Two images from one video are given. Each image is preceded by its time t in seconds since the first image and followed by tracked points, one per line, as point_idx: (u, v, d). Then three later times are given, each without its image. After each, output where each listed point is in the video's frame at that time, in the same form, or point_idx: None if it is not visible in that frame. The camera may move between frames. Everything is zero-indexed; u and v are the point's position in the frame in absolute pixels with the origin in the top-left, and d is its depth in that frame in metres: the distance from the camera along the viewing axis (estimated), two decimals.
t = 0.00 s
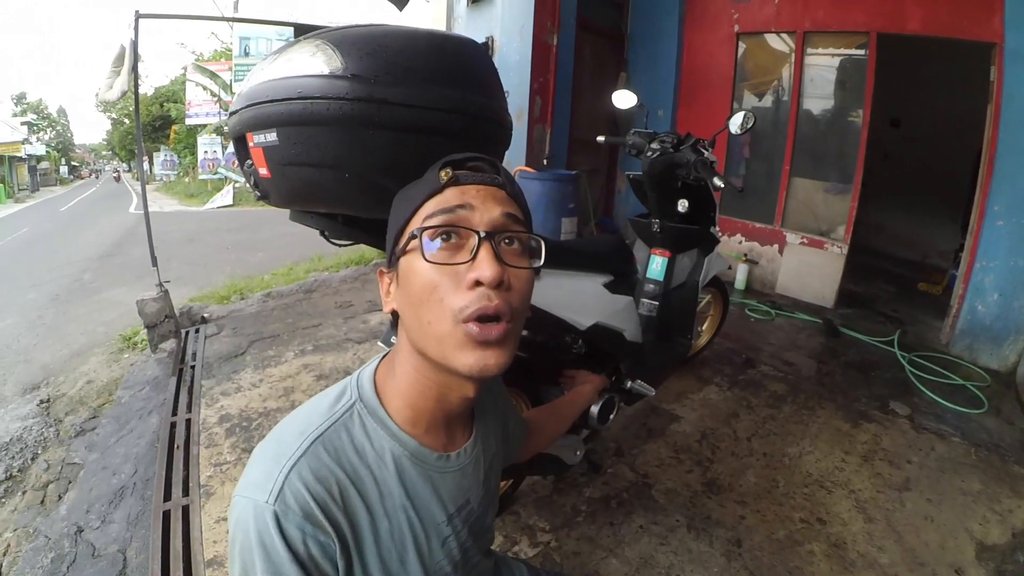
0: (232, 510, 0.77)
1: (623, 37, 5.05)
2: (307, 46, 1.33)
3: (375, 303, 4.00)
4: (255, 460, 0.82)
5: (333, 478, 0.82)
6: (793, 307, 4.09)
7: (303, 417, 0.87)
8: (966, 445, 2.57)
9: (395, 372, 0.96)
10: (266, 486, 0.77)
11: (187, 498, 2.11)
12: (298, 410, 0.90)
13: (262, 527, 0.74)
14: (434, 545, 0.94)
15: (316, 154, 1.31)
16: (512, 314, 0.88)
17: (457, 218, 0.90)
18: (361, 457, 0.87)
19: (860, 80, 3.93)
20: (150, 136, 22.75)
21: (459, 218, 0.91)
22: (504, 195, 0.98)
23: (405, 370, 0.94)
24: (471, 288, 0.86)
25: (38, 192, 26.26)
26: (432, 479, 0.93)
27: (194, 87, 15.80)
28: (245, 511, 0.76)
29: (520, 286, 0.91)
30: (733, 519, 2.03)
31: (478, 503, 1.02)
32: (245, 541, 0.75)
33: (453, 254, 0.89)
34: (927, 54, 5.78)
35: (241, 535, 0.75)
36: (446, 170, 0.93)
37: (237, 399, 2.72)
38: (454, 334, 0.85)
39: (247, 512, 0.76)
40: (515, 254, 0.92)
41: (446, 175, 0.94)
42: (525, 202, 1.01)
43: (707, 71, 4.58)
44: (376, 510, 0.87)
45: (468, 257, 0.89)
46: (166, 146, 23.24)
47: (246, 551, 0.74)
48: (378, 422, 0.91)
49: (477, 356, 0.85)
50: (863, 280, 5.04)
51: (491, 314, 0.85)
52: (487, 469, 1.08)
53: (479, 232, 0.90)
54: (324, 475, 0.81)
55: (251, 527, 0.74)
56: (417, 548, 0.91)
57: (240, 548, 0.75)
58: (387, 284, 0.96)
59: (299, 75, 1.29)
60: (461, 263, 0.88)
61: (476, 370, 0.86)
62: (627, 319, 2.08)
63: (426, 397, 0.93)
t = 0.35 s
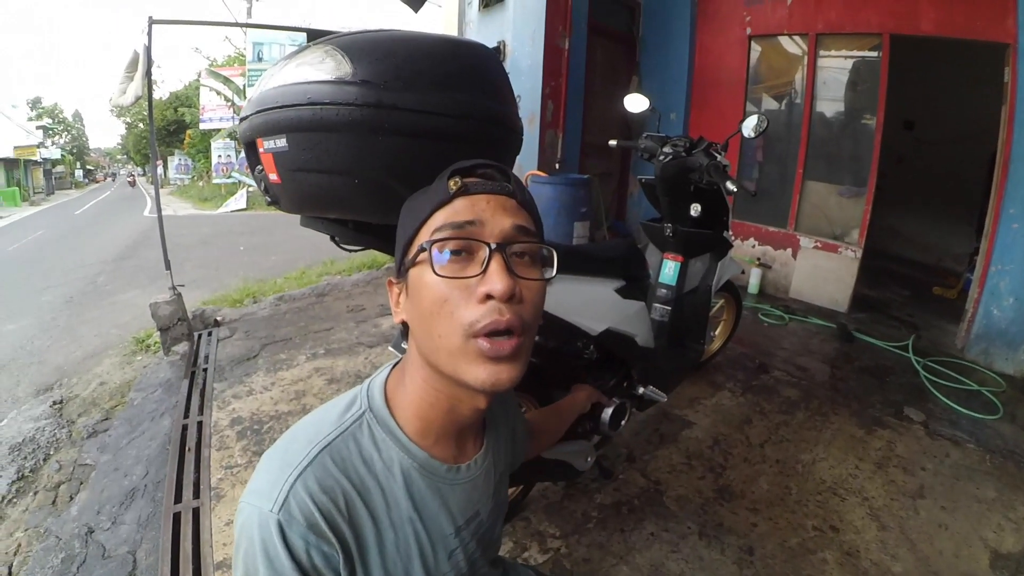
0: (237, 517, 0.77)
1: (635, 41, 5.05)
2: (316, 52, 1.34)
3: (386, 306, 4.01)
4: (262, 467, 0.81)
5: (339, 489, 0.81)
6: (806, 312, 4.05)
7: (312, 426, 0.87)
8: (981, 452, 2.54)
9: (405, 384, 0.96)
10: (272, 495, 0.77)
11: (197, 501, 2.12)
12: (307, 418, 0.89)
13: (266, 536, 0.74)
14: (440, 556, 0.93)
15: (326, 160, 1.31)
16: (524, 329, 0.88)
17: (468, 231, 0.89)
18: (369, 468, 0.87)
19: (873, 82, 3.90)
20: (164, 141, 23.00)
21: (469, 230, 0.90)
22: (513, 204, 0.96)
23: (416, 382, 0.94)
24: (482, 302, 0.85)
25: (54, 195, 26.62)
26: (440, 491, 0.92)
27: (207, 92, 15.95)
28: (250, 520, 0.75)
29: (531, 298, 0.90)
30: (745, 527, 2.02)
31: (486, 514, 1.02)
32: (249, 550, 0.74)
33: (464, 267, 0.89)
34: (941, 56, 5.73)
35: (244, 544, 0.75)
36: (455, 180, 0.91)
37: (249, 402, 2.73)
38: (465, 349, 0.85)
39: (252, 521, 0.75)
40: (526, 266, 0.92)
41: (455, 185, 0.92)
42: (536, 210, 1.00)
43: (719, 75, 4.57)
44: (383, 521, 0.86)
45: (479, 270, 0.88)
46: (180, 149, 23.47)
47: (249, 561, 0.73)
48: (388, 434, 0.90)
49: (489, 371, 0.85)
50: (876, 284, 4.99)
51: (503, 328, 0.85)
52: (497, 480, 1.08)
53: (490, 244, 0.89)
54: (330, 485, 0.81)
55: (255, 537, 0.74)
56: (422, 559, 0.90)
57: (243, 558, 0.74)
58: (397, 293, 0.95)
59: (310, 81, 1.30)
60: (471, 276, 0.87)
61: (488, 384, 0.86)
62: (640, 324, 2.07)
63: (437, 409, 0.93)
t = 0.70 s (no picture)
0: (237, 522, 0.78)
1: (635, 43, 5.05)
2: (317, 59, 1.35)
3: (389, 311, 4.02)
4: (261, 474, 0.82)
5: (336, 495, 0.82)
6: (810, 313, 4.05)
7: (309, 433, 0.88)
8: (986, 451, 2.53)
9: (400, 390, 0.96)
10: (270, 501, 0.77)
11: (201, 505, 2.13)
12: (305, 424, 0.90)
13: (262, 542, 0.74)
14: (439, 560, 0.94)
15: (328, 166, 1.32)
16: (514, 321, 0.88)
17: (449, 232, 0.90)
18: (366, 473, 0.87)
19: (874, 82, 3.90)
20: (166, 147, 23.06)
21: (450, 231, 0.91)
22: (492, 201, 0.97)
23: (411, 387, 0.94)
24: (471, 299, 0.86)
25: (57, 202, 26.71)
26: (438, 496, 0.93)
27: (209, 98, 16.00)
28: (249, 525, 0.76)
29: (518, 292, 0.91)
30: (749, 529, 2.02)
31: (487, 519, 1.02)
32: (247, 555, 0.75)
33: (449, 267, 0.89)
34: (942, 55, 5.72)
35: (243, 549, 0.76)
36: (432, 184, 0.91)
37: (252, 407, 2.74)
38: (458, 347, 0.86)
39: (250, 526, 0.76)
40: (510, 261, 0.93)
41: (431, 189, 0.93)
42: (514, 207, 1.01)
43: (720, 76, 4.57)
44: (381, 526, 0.87)
45: (465, 268, 0.89)
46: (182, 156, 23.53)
47: (248, 565, 0.74)
48: (384, 438, 0.90)
49: (484, 367, 0.86)
50: (879, 285, 4.99)
51: (494, 323, 0.86)
52: (498, 483, 1.08)
53: (472, 242, 0.90)
54: (327, 491, 0.81)
55: (253, 543, 0.75)
56: (420, 563, 0.91)
57: (241, 563, 0.75)
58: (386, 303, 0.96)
59: (311, 88, 1.31)
60: (458, 276, 0.88)
61: (484, 379, 0.87)
62: (642, 327, 2.07)
63: (433, 411, 0.93)
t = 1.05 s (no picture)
0: (231, 531, 0.78)
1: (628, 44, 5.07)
2: (308, 66, 1.36)
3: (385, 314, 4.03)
4: (253, 483, 0.83)
5: (328, 503, 0.83)
6: (804, 312, 4.07)
7: (300, 441, 0.88)
8: (980, 447, 2.55)
9: (390, 398, 0.97)
10: (263, 512, 0.78)
11: (198, 509, 2.13)
12: (297, 433, 0.90)
13: (256, 553, 0.75)
14: (431, 563, 0.95)
15: (320, 171, 1.33)
16: (504, 334, 0.90)
17: (439, 244, 0.91)
18: (357, 481, 0.88)
19: (868, 81, 3.92)
20: (161, 152, 23.03)
21: (441, 243, 0.92)
22: (482, 211, 0.98)
23: (402, 396, 0.95)
24: (461, 313, 0.87)
25: (51, 207, 26.62)
26: (429, 501, 0.94)
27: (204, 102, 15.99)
28: (243, 535, 0.77)
29: (507, 305, 0.92)
30: (744, 527, 2.03)
31: (478, 520, 1.03)
32: (241, 565, 0.75)
33: (439, 280, 0.90)
34: (934, 53, 5.75)
35: (237, 558, 0.76)
36: (423, 194, 0.92)
37: (249, 411, 2.74)
38: (448, 359, 0.87)
39: (244, 537, 0.77)
40: (500, 274, 0.94)
41: (422, 199, 0.94)
42: (505, 215, 1.02)
43: (713, 77, 4.59)
44: (373, 532, 0.88)
45: (455, 281, 0.90)
46: (177, 160, 23.49)
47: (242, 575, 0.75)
48: (375, 447, 0.91)
49: (474, 379, 0.87)
50: (874, 283, 5.01)
51: (483, 336, 0.87)
52: (490, 484, 1.09)
53: (463, 255, 0.91)
54: (320, 499, 0.82)
55: (246, 553, 0.75)
56: (412, 567, 0.92)
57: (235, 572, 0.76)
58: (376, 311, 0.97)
59: (302, 94, 1.32)
60: (448, 289, 0.89)
61: (473, 392, 0.88)
62: (635, 327, 2.09)
63: (423, 420, 0.94)
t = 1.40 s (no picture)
0: (239, 515, 0.78)
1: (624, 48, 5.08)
2: (303, 72, 1.36)
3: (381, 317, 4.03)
4: (261, 468, 0.82)
5: (337, 486, 0.82)
6: (799, 314, 4.09)
7: (307, 428, 0.88)
8: (975, 448, 2.56)
9: (394, 386, 0.97)
10: (272, 494, 0.77)
11: (194, 513, 2.13)
12: (303, 421, 0.90)
13: (266, 534, 0.74)
14: (440, 551, 0.93)
15: (317, 176, 1.33)
16: (504, 321, 0.90)
17: (441, 234, 0.91)
18: (365, 466, 0.87)
19: (862, 84, 3.94)
20: (157, 155, 23.00)
21: (443, 234, 0.93)
22: (484, 206, 0.99)
23: (405, 384, 0.95)
24: (462, 299, 0.87)
25: (46, 209, 26.54)
26: (436, 489, 0.93)
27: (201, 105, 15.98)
28: (251, 517, 0.76)
29: (508, 292, 0.93)
30: (740, 529, 2.03)
31: (486, 510, 1.02)
32: (250, 547, 0.75)
33: (441, 268, 0.91)
34: (928, 57, 5.78)
35: (245, 540, 0.75)
36: (426, 188, 0.93)
37: (245, 415, 2.74)
38: (449, 345, 0.87)
39: (253, 519, 0.76)
40: (501, 263, 0.94)
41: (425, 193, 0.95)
42: (507, 211, 1.03)
43: (709, 80, 4.61)
44: (380, 518, 0.87)
45: (456, 269, 0.90)
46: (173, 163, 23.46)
47: (253, 557, 0.74)
48: (380, 433, 0.91)
49: (473, 364, 0.87)
50: (869, 285, 5.03)
51: (484, 321, 0.87)
52: (497, 476, 1.08)
53: (464, 244, 0.91)
54: (329, 483, 0.81)
55: (256, 535, 0.75)
56: (420, 554, 0.91)
57: (244, 554, 0.75)
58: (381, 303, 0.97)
59: (298, 99, 1.32)
60: (449, 276, 0.89)
61: (474, 377, 0.88)
62: (630, 331, 2.10)
63: (426, 408, 0.94)
